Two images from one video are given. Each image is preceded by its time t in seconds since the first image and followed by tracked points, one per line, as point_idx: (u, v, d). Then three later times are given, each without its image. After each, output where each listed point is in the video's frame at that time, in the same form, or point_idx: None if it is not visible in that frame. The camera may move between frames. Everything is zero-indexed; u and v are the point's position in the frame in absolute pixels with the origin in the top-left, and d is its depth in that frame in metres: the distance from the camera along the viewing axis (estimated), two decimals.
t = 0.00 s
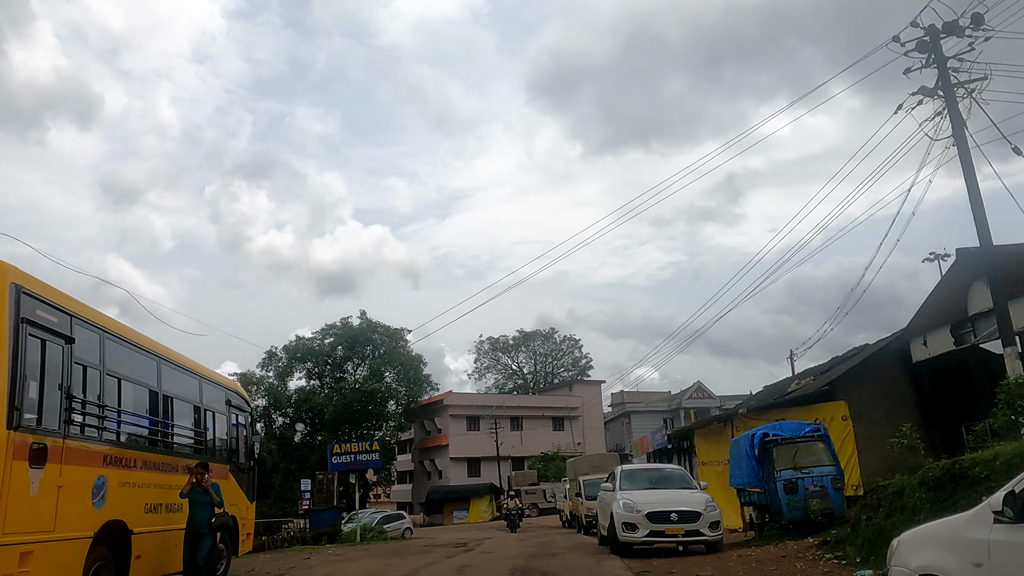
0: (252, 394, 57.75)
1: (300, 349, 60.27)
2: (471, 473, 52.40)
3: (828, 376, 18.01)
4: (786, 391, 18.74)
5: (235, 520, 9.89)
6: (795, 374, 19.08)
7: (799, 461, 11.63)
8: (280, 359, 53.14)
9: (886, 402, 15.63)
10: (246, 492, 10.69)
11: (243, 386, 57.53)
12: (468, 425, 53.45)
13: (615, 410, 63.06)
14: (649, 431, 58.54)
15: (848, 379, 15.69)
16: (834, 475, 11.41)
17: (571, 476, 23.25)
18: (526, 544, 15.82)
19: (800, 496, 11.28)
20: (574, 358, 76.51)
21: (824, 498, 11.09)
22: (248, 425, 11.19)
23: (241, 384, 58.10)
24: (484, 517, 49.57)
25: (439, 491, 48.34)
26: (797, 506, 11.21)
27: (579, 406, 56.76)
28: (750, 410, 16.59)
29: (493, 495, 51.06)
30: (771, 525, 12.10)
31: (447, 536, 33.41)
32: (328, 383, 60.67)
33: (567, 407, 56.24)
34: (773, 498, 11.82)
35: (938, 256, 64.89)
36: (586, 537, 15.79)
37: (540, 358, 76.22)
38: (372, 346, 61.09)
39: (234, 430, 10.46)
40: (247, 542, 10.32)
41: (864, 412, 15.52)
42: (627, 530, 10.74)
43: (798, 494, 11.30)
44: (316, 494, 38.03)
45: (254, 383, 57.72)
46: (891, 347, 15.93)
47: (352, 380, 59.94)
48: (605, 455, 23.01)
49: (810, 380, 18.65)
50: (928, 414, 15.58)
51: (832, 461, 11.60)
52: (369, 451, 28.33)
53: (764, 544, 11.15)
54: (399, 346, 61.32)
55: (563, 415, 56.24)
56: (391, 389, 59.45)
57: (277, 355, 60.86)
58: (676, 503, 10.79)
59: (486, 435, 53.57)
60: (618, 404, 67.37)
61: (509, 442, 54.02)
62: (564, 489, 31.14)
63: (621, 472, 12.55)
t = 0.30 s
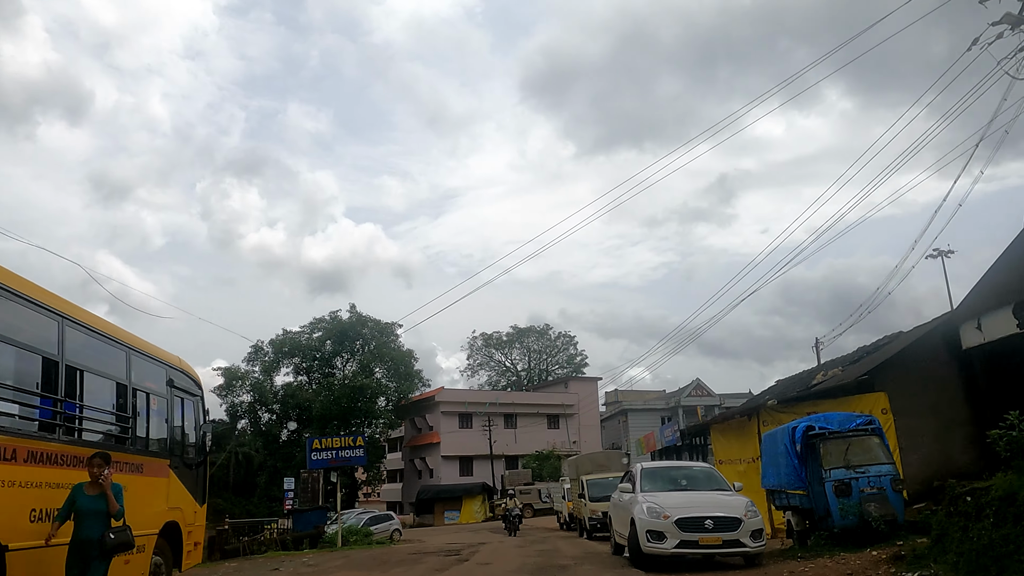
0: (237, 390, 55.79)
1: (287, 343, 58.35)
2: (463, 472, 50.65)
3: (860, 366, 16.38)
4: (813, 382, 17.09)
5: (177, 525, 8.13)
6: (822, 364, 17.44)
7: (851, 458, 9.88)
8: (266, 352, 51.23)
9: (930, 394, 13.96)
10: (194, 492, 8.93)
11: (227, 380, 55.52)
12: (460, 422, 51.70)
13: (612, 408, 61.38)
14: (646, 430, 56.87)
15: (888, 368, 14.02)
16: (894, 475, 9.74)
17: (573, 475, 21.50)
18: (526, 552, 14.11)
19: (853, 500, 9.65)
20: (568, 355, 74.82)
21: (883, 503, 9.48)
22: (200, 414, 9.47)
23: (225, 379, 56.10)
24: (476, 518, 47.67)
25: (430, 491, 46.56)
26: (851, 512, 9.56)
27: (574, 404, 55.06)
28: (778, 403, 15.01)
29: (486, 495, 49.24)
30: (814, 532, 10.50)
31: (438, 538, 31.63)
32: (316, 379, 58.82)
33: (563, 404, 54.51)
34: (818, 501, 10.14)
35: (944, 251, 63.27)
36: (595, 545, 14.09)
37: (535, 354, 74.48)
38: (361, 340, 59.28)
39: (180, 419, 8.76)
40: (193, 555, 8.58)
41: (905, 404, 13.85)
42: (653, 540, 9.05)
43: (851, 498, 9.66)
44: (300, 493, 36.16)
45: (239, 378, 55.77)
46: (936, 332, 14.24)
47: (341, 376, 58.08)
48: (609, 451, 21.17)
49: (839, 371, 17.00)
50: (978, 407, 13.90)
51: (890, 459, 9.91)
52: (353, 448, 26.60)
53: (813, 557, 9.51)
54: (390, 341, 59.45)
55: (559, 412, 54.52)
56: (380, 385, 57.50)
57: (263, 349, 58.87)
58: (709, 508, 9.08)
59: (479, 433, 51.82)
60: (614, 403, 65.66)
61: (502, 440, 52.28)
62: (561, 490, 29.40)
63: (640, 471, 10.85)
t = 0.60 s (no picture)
0: (222, 384, 53.84)
1: (275, 336, 56.40)
2: (457, 470, 48.89)
3: (902, 353, 14.66)
4: (848, 371, 15.36)
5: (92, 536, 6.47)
6: (856, 352, 15.74)
7: (933, 454, 8.21)
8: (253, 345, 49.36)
9: (991, 381, 12.26)
10: (118, 493, 7.21)
11: (213, 374, 53.53)
12: (454, 419, 49.97)
13: (610, 405, 59.73)
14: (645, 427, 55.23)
15: (946, 352, 12.28)
16: (988, 474, 8.06)
17: (578, 475, 19.75)
18: (531, 563, 12.40)
19: (940, 504, 7.95)
20: (565, 351, 73.18)
21: (979, 510, 7.78)
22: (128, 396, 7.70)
23: (211, 373, 54.10)
24: (471, 517, 45.94)
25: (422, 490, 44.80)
26: (938, 520, 7.86)
27: (572, 400, 53.38)
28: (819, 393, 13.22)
29: (481, 494, 47.43)
30: (882, 543, 8.80)
31: (431, 541, 29.90)
32: (305, 374, 56.97)
33: (560, 400, 52.81)
34: (889, 506, 8.45)
35: (950, 246, 61.82)
36: (613, 555, 12.39)
37: (530, 350, 72.77)
38: (352, 334, 57.45)
39: (100, 401, 7.02)
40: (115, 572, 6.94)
41: (964, 393, 12.14)
42: (699, 554, 7.31)
43: (937, 502, 7.96)
44: (286, 491, 34.46)
45: (225, 372, 53.80)
46: (997, 313, 12.52)
47: (331, 370, 56.23)
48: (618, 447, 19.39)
49: (876, 358, 15.31)
50: None
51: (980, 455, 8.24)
52: (337, 443, 24.93)
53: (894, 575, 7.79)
54: (382, 335, 57.62)
55: (556, 409, 52.80)
56: (372, 380, 55.64)
57: (251, 342, 56.85)
58: (768, 516, 7.35)
59: (474, 429, 50.06)
60: (612, 400, 64.03)
61: (497, 437, 50.53)
62: (562, 491, 27.72)
63: (674, 467, 9.10)
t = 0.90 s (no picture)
0: (208, 379, 51.84)
1: (264, 330, 54.49)
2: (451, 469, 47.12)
3: (960, 337, 12.93)
4: (894, 360, 13.63)
5: None
6: (904, 338, 14.00)
7: None
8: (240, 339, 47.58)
9: None
10: None
11: (198, 369, 51.55)
12: (449, 415, 48.18)
13: (609, 402, 58.10)
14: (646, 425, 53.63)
15: None
16: None
17: (585, 474, 17.96)
18: None
19: None
20: (562, 347, 71.53)
21: None
22: (7, 360, 6.00)
23: (196, 367, 52.08)
24: (466, 518, 44.09)
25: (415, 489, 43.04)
26: None
27: (571, 397, 51.68)
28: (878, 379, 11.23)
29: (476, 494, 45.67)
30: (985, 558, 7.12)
31: (424, 544, 28.13)
32: (295, 369, 55.11)
33: (559, 397, 51.10)
34: (1000, 513, 6.77)
35: (957, 241, 60.37)
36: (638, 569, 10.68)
37: (527, 346, 71.08)
38: (344, 328, 55.67)
39: None
40: None
41: None
42: None
43: None
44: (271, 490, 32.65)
45: (211, 366, 51.80)
46: None
47: (321, 365, 54.39)
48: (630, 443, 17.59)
49: (928, 344, 13.56)
50: None
51: None
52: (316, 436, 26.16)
53: None
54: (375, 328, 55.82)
55: (554, 406, 51.08)
56: (364, 375, 53.78)
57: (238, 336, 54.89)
58: (869, 527, 5.58)
59: (470, 427, 48.33)
60: (611, 397, 62.44)
61: (494, 434, 48.79)
62: (566, 490, 25.91)
63: (730, 462, 7.32)
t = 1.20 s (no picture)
0: (194, 374, 49.67)
1: (253, 323, 52.48)
2: (447, 468, 45.30)
3: None
4: (959, 341, 11.89)
5: None
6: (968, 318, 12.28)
7: None
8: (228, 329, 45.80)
9: None
10: None
11: (184, 363, 49.50)
12: (444, 412, 46.35)
13: (610, 399, 56.41)
14: (648, 423, 51.98)
15: None
16: None
17: (599, 472, 16.14)
18: None
19: None
20: (561, 344, 69.81)
21: None
22: None
23: (181, 362, 49.80)
24: (462, 519, 42.26)
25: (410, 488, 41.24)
26: None
27: (571, 393, 49.98)
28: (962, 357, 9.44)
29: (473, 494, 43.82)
30: None
31: (419, 549, 26.37)
32: (286, 364, 53.22)
33: (558, 393, 49.35)
34: None
35: (965, 235, 59.03)
36: None
37: (524, 343, 69.35)
38: (336, 322, 53.85)
39: None
40: None
41: None
42: None
43: None
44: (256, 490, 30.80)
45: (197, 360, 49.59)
46: None
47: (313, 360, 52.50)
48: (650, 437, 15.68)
49: (999, 323, 11.83)
50: None
51: None
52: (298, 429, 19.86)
53: None
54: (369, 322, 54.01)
55: (553, 403, 49.32)
56: (357, 370, 51.94)
57: (226, 330, 52.90)
58: None
59: (467, 424, 46.55)
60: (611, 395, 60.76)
61: (491, 432, 46.98)
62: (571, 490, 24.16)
63: (831, 456, 5.56)
